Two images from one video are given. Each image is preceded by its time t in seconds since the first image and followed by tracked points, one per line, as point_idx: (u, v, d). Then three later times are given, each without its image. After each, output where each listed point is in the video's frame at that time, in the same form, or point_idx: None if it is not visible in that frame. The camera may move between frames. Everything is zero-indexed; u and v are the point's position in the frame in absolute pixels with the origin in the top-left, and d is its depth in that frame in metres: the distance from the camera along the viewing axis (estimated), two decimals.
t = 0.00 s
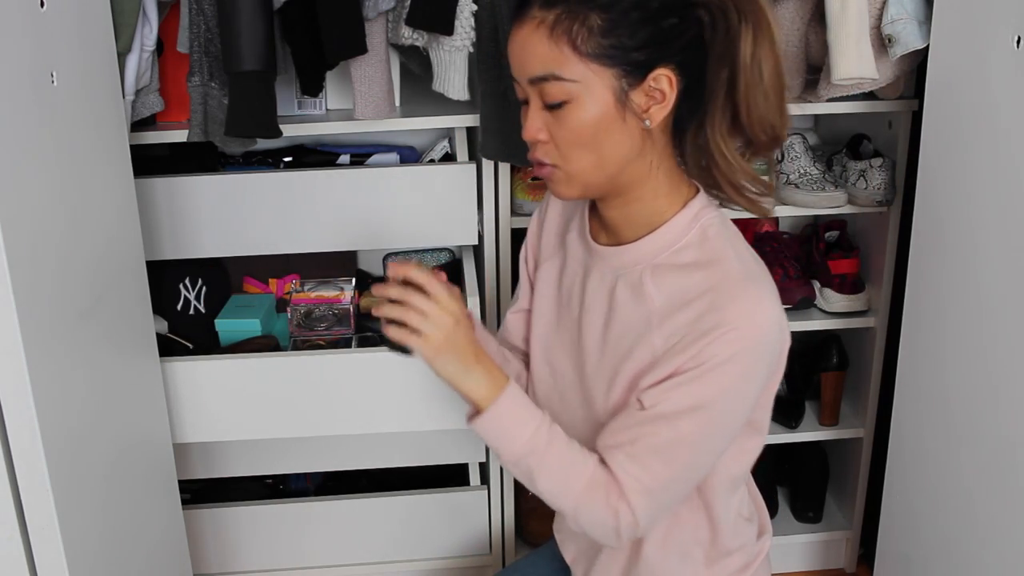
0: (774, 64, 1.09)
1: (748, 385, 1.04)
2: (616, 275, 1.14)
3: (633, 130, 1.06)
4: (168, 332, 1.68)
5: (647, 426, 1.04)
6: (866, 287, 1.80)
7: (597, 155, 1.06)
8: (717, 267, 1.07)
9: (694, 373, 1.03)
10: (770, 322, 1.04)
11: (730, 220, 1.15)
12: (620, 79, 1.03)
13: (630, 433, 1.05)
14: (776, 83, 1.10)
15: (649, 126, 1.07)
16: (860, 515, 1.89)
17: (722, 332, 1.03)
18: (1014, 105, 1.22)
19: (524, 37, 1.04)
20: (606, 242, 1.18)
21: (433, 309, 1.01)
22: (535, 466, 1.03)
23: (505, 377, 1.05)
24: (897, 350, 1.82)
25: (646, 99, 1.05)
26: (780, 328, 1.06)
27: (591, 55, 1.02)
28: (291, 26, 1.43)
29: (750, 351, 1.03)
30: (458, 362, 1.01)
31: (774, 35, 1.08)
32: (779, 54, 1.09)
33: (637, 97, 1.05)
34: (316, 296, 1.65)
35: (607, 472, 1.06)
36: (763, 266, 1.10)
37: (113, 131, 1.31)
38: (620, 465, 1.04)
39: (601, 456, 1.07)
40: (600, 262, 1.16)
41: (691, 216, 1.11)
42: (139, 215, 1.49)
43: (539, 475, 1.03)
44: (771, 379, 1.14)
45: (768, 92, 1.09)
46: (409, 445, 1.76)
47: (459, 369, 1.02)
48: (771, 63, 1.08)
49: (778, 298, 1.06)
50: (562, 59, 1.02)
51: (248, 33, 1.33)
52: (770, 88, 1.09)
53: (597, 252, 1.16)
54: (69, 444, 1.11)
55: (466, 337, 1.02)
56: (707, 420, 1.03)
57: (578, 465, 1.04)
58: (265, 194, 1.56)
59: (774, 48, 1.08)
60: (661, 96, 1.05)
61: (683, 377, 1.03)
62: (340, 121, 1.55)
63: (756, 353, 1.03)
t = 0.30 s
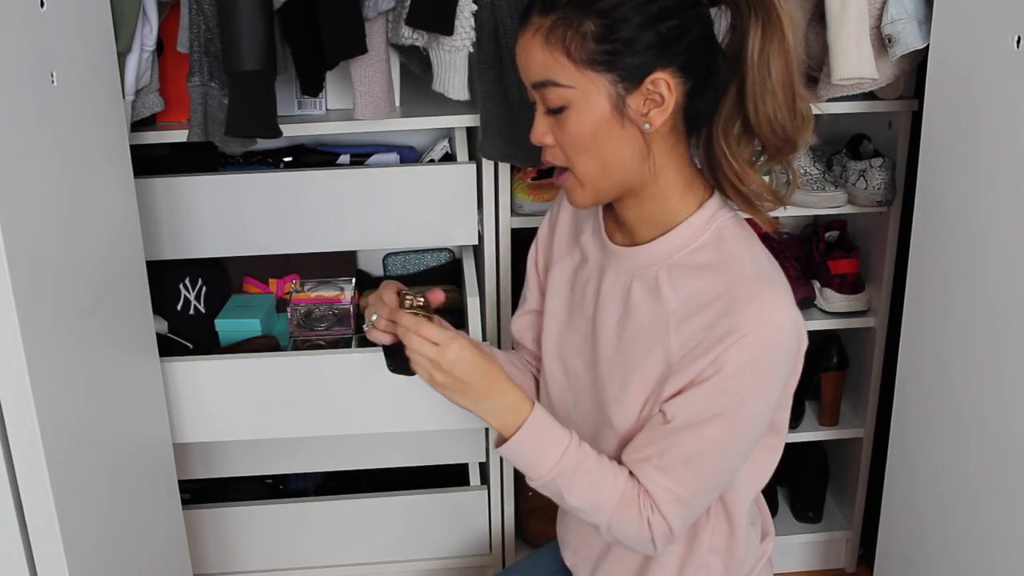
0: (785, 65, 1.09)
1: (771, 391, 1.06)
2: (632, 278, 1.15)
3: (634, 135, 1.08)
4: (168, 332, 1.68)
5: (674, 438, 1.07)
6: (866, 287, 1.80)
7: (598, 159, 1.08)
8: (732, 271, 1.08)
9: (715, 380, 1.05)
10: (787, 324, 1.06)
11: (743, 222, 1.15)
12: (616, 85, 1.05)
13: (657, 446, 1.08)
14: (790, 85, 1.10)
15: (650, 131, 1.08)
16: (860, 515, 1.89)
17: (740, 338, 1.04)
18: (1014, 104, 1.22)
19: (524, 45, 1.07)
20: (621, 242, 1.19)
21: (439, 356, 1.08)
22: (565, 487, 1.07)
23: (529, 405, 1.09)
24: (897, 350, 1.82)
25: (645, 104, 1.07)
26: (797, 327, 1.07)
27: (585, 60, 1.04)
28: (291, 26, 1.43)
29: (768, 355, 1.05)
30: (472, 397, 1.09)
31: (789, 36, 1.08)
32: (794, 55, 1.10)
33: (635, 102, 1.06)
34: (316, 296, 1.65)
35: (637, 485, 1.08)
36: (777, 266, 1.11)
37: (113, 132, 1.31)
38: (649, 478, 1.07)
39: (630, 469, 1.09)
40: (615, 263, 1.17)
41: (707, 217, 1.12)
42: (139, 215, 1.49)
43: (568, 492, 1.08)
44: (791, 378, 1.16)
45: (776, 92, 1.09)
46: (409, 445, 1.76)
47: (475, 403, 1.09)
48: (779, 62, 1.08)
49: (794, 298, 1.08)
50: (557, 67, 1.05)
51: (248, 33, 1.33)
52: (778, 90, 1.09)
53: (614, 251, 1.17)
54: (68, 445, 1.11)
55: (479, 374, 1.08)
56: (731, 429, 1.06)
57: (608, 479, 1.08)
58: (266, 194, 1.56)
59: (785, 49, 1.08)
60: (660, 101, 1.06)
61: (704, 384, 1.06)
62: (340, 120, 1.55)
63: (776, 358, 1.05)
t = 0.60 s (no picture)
0: (790, 65, 1.09)
1: (773, 394, 1.06)
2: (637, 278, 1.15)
3: (640, 135, 1.08)
4: (168, 332, 1.68)
5: (675, 440, 1.07)
6: (866, 287, 1.80)
7: (604, 159, 1.09)
8: (737, 272, 1.08)
9: (717, 382, 1.05)
10: (791, 328, 1.06)
11: (749, 223, 1.15)
12: (620, 86, 1.05)
13: (658, 448, 1.08)
14: (796, 84, 1.10)
15: (655, 131, 1.08)
16: (860, 516, 1.89)
17: (745, 341, 1.04)
18: (1015, 105, 1.22)
19: (530, 46, 1.08)
20: (628, 241, 1.19)
21: (441, 349, 1.10)
22: (570, 487, 1.07)
23: (534, 406, 1.09)
24: (897, 350, 1.82)
25: (650, 105, 1.06)
26: (800, 328, 1.07)
27: (589, 62, 1.05)
28: (291, 26, 1.43)
29: (771, 356, 1.05)
30: (475, 393, 1.09)
31: (796, 34, 1.08)
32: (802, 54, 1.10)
33: (641, 103, 1.06)
34: (316, 296, 1.65)
35: (640, 487, 1.08)
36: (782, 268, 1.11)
37: (113, 132, 1.31)
38: (650, 480, 1.07)
39: (631, 471, 1.09)
40: (621, 263, 1.17)
41: (715, 218, 1.12)
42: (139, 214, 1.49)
43: (574, 494, 1.07)
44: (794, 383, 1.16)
45: (782, 91, 1.10)
46: (409, 445, 1.76)
47: (478, 400, 1.09)
48: (785, 62, 1.09)
49: (799, 302, 1.08)
50: (562, 68, 1.06)
51: (248, 33, 1.33)
52: (783, 90, 1.10)
53: (620, 250, 1.17)
54: (68, 445, 1.11)
55: (481, 369, 1.09)
56: (733, 431, 1.06)
57: (612, 482, 1.07)
58: (266, 194, 1.56)
59: (792, 48, 1.08)
60: (666, 102, 1.06)
61: (706, 386, 1.06)
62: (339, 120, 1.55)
63: (779, 361, 1.05)
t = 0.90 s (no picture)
0: (794, 63, 1.09)
1: (773, 392, 1.06)
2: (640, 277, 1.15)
3: (644, 136, 1.08)
4: (168, 332, 1.68)
5: (671, 435, 1.07)
6: (866, 287, 1.80)
7: (608, 159, 1.09)
8: (744, 270, 1.08)
9: (717, 379, 1.05)
10: (793, 328, 1.06)
11: (754, 222, 1.15)
12: (623, 87, 1.05)
13: (653, 443, 1.08)
14: (801, 83, 1.10)
15: (659, 131, 1.08)
16: (860, 516, 1.89)
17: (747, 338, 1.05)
18: (1014, 105, 1.22)
19: (534, 47, 1.08)
20: (632, 240, 1.19)
21: (411, 359, 1.10)
22: (548, 484, 1.07)
23: (506, 401, 1.09)
24: (897, 350, 1.82)
25: (654, 105, 1.06)
26: (803, 330, 1.08)
27: (593, 62, 1.05)
28: (291, 26, 1.43)
29: (773, 354, 1.05)
30: (450, 396, 1.09)
31: (800, 32, 1.08)
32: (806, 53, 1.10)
33: (645, 103, 1.06)
34: (316, 296, 1.65)
35: (623, 480, 1.09)
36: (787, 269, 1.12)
37: (113, 132, 1.31)
38: (643, 475, 1.07)
39: (626, 468, 1.09)
40: (625, 261, 1.17)
41: (719, 218, 1.12)
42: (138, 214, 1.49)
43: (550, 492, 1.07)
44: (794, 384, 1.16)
45: (786, 89, 1.10)
46: (409, 445, 1.76)
47: (452, 402, 1.09)
48: (788, 60, 1.09)
49: (802, 302, 1.08)
50: (566, 69, 1.06)
51: (248, 33, 1.33)
52: (788, 89, 1.10)
53: (625, 249, 1.17)
54: (68, 445, 1.11)
55: (451, 373, 1.09)
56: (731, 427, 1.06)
57: (593, 476, 1.08)
58: (265, 194, 1.56)
59: (796, 45, 1.09)
60: (670, 103, 1.06)
61: (706, 382, 1.06)
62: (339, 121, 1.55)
63: (780, 359, 1.06)
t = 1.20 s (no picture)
0: (790, 62, 1.09)
1: (775, 389, 1.06)
2: (642, 276, 1.15)
3: (643, 136, 1.08)
4: (168, 332, 1.69)
5: (673, 432, 1.07)
6: (866, 287, 1.80)
7: (607, 159, 1.09)
8: (745, 270, 1.08)
9: (718, 377, 1.05)
10: (796, 326, 1.06)
11: (754, 221, 1.15)
12: (621, 88, 1.05)
13: (656, 440, 1.08)
14: (798, 80, 1.10)
15: (658, 131, 1.08)
16: (860, 516, 1.89)
17: (749, 337, 1.05)
18: (1014, 105, 1.22)
19: (532, 49, 1.08)
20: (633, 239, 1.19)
21: (436, 338, 1.12)
22: (555, 474, 1.08)
23: (521, 390, 1.10)
24: (897, 350, 1.82)
25: (652, 106, 1.06)
26: (805, 329, 1.08)
27: (590, 65, 1.05)
28: (291, 26, 1.43)
29: (775, 353, 1.05)
30: (467, 381, 1.11)
31: (797, 30, 1.08)
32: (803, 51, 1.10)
33: (642, 104, 1.06)
34: (316, 296, 1.65)
35: (628, 476, 1.09)
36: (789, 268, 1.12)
37: (113, 131, 1.31)
38: (647, 472, 1.07)
39: (629, 465, 1.10)
40: (627, 261, 1.17)
41: (720, 217, 1.12)
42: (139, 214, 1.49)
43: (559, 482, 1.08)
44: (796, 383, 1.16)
45: (783, 88, 1.10)
46: (408, 445, 1.76)
47: (468, 387, 1.11)
48: (784, 58, 1.09)
49: (804, 302, 1.08)
50: (563, 71, 1.06)
51: (248, 33, 1.33)
52: (784, 87, 1.10)
53: (626, 249, 1.17)
54: (69, 445, 1.11)
55: (471, 357, 1.11)
56: (733, 425, 1.06)
57: (600, 472, 1.08)
58: (265, 194, 1.56)
59: (792, 44, 1.09)
60: (667, 103, 1.06)
61: (708, 381, 1.06)
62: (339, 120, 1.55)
63: (782, 357, 1.06)
